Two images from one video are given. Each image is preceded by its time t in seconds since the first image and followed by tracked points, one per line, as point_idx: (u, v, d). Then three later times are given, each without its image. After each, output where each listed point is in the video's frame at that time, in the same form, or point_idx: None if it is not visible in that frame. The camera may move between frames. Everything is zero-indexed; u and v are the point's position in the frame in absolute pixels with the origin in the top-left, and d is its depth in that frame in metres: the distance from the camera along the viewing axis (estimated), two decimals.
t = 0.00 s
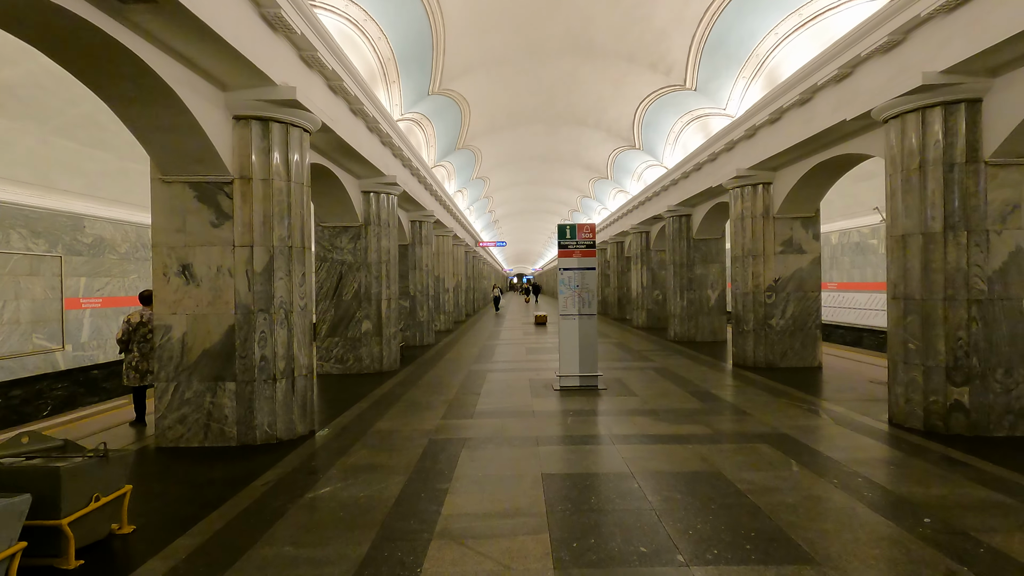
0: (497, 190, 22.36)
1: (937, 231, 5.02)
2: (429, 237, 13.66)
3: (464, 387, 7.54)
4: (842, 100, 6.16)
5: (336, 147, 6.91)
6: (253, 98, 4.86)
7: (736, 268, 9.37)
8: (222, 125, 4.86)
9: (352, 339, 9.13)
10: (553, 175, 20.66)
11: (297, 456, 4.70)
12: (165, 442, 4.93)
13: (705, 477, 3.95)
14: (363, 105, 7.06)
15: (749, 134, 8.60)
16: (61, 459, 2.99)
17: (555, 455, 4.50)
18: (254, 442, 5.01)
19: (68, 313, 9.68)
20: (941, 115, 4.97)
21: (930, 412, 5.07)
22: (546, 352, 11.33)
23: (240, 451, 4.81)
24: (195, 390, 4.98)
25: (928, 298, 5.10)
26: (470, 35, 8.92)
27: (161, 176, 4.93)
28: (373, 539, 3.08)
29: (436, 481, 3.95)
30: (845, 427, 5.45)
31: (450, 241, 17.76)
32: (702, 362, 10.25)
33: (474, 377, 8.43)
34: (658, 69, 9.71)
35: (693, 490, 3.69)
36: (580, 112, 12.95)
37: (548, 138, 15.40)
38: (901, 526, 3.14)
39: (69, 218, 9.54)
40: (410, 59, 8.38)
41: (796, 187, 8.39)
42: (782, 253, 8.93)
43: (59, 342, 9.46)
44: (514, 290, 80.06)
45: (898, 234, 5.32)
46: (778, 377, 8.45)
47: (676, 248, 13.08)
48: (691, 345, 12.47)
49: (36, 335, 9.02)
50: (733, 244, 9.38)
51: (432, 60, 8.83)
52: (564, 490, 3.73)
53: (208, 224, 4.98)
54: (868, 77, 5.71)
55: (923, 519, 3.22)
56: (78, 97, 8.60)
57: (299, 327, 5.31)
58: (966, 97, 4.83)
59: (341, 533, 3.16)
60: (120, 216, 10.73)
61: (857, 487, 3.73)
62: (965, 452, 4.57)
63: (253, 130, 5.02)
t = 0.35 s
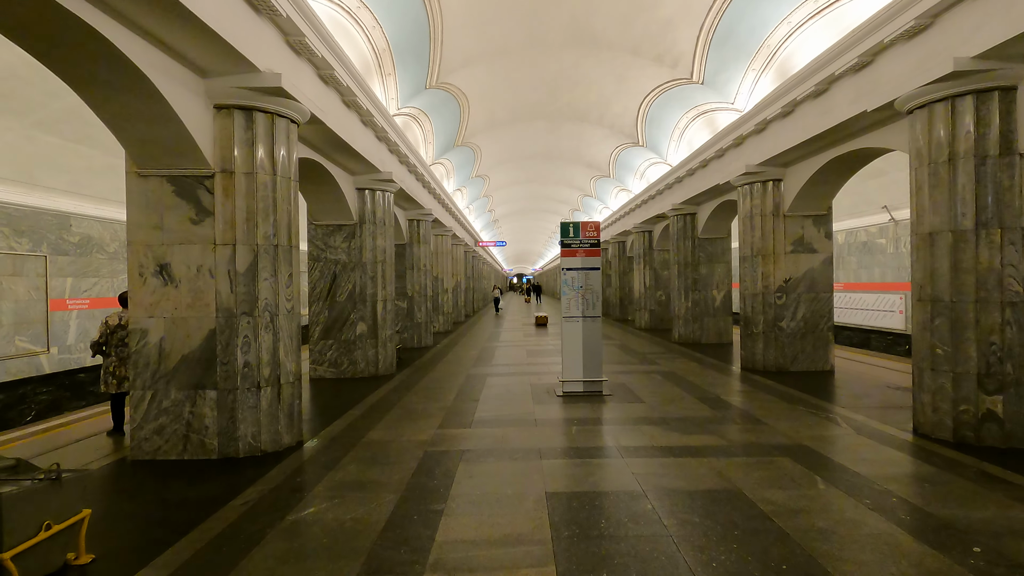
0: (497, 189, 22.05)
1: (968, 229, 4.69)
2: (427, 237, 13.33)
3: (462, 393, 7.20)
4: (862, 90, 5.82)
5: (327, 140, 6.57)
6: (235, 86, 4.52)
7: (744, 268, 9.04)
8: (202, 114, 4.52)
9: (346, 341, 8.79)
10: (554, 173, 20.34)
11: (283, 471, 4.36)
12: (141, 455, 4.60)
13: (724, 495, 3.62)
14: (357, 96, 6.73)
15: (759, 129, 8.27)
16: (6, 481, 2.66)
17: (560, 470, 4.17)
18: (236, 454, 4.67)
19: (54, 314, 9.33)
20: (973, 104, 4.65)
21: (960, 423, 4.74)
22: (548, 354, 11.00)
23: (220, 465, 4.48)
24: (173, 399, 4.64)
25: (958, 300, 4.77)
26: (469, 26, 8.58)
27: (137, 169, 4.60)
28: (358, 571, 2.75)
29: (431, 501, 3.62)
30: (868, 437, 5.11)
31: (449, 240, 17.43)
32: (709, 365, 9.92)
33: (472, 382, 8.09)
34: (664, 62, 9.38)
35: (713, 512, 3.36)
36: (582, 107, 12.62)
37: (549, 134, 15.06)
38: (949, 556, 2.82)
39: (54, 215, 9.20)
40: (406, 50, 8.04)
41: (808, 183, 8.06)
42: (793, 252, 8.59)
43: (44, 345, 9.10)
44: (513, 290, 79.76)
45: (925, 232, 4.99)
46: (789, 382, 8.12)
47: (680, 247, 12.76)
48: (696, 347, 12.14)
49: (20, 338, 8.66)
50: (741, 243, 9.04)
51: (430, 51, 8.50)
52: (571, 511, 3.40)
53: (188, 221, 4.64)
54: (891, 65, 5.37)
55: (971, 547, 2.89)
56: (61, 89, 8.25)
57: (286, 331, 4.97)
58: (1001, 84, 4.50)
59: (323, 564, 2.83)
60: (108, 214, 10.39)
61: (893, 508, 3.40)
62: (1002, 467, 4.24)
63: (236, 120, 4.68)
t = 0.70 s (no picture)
0: (497, 187, 21.74)
1: (1003, 223, 4.38)
2: (426, 235, 13.01)
3: (461, 397, 6.87)
4: (884, 77, 5.50)
5: (319, 131, 6.24)
6: (215, 68, 4.18)
7: (753, 266, 8.71)
8: (179, 99, 4.18)
9: (340, 343, 8.44)
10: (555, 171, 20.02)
11: (266, 484, 4.03)
12: (114, 466, 4.27)
13: (749, 514, 3.29)
14: (350, 86, 6.40)
15: (770, 121, 7.94)
16: None
17: (567, 484, 3.84)
18: (216, 465, 4.35)
19: (39, 315, 8.99)
20: (1009, 89, 4.33)
21: (994, 431, 4.42)
22: (549, 356, 10.67)
23: (199, 477, 4.15)
24: (149, 405, 4.32)
25: (992, 299, 4.45)
26: (468, 15, 8.26)
27: (111, 158, 4.27)
28: None
29: (426, 520, 3.29)
30: (893, 445, 4.79)
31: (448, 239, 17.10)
32: (716, 367, 9.59)
33: (471, 385, 7.77)
34: (670, 53, 9.06)
35: (738, 533, 3.03)
36: (584, 102, 12.31)
37: (550, 131, 14.74)
38: None
39: (35, 213, 8.79)
40: (402, 39, 7.72)
41: (821, 178, 7.74)
42: (805, 249, 8.27)
43: (28, 346, 8.75)
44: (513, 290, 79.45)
45: (955, 227, 4.68)
46: (802, 385, 7.79)
47: (684, 246, 12.44)
48: (701, 348, 11.82)
49: (3, 339, 8.30)
50: (750, 241, 8.72)
51: (427, 41, 8.17)
52: (583, 534, 3.07)
53: (165, 214, 4.31)
54: (917, 50, 5.05)
55: None
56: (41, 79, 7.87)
57: (271, 333, 4.64)
58: None
59: None
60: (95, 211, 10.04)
61: (937, 529, 3.08)
62: None
63: (217, 106, 4.34)
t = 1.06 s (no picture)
0: (497, 186, 21.41)
1: None
2: (424, 234, 12.68)
3: (460, 404, 6.55)
4: (910, 66, 5.19)
5: (310, 124, 5.92)
6: (194, 54, 3.87)
7: (763, 266, 8.40)
8: (155, 87, 3.86)
9: (334, 346, 8.11)
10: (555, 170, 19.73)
11: (248, 504, 3.71)
12: (85, 484, 3.96)
13: (780, 542, 2.97)
14: (344, 77, 6.09)
15: (782, 116, 7.63)
16: None
17: (576, 505, 3.52)
18: (195, 483, 4.02)
19: (23, 317, 8.33)
20: None
21: None
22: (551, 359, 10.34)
23: (175, 497, 3.83)
24: (122, 418, 3.99)
25: None
26: (468, 5, 7.95)
27: (81, 151, 3.95)
28: None
29: (423, 549, 2.97)
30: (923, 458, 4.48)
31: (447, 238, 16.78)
32: (725, 371, 9.28)
33: (471, 390, 7.45)
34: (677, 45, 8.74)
35: (770, 566, 2.72)
36: (587, 98, 12.00)
37: (551, 128, 14.42)
38: None
39: (23, 212, 8.27)
40: (399, 30, 7.40)
41: (835, 175, 7.43)
42: (818, 249, 7.95)
43: (11, 350, 8.13)
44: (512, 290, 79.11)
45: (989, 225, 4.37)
46: (815, 391, 7.47)
47: (689, 246, 12.13)
48: (707, 351, 11.50)
49: None
50: (759, 241, 8.41)
51: (425, 33, 7.86)
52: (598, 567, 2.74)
53: (140, 211, 3.99)
54: (947, 36, 4.75)
55: None
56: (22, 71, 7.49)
57: (256, 339, 4.32)
58: None
59: None
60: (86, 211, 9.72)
61: (989, 561, 2.76)
62: None
63: (196, 95, 4.01)
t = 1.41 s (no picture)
0: (496, 184, 21.10)
1: None
2: (421, 232, 12.35)
3: (458, 408, 6.22)
4: (938, 49, 4.87)
5: (299, 113, 5.60)
6: (165, 30, 3.53)
7: (773, 264, 8.08)
8: (122, 66, 3.53)
9: (327, 348, 7.78)
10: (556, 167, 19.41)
11: (223, 523, 3.38)
12: (47, 499, 3.63)
13: (813, 569, 2.65)
14: (336, 64, 5.77)
15: (794, 107, 7.31)
16: None
17: (583, 523, 3.20)
18: (168, 498, 3.69)
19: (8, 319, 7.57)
20: None
21: None
22: (552, 360, 10.02)
23: (144, 514, 3.49)
24: (88, 427, 3.66)
25: None
26: None
27: (43, 136, 3.62)
28: None
29: None
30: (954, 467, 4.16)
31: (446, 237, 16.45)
32: (732, 372, 8.96)
33: (469, 394, 7.13)
34: (684, 34, 8.43)
35: None
36: (589, 92, 11.68)
37: (552, 124, 14.10)
38: None
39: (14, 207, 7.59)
40: (394, 17, 7.08)
41: (850, 168, 7.11)
42: (831, 247, 7.62)
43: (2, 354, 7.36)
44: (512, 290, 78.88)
45: None
46: (829, 394, 7.15)
47: (694, 244, 11.81)
48: (713, 352, 11.19)
49: None
50: (769, 237, 8.09)
51: (421, 20, 7.54)
52: None
53: (107, 202, 3.67)
54: (979, 16, 4.43)
55: None
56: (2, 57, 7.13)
57: (235, 341, 3.98)
58: None
59: None
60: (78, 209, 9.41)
61: None
62: None
63: (169, 75, 3.68)
